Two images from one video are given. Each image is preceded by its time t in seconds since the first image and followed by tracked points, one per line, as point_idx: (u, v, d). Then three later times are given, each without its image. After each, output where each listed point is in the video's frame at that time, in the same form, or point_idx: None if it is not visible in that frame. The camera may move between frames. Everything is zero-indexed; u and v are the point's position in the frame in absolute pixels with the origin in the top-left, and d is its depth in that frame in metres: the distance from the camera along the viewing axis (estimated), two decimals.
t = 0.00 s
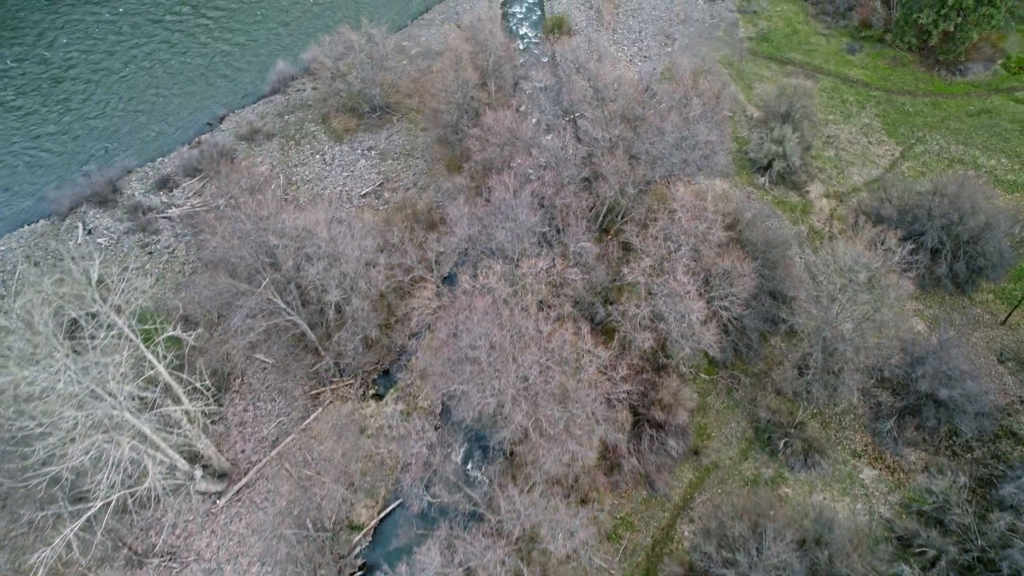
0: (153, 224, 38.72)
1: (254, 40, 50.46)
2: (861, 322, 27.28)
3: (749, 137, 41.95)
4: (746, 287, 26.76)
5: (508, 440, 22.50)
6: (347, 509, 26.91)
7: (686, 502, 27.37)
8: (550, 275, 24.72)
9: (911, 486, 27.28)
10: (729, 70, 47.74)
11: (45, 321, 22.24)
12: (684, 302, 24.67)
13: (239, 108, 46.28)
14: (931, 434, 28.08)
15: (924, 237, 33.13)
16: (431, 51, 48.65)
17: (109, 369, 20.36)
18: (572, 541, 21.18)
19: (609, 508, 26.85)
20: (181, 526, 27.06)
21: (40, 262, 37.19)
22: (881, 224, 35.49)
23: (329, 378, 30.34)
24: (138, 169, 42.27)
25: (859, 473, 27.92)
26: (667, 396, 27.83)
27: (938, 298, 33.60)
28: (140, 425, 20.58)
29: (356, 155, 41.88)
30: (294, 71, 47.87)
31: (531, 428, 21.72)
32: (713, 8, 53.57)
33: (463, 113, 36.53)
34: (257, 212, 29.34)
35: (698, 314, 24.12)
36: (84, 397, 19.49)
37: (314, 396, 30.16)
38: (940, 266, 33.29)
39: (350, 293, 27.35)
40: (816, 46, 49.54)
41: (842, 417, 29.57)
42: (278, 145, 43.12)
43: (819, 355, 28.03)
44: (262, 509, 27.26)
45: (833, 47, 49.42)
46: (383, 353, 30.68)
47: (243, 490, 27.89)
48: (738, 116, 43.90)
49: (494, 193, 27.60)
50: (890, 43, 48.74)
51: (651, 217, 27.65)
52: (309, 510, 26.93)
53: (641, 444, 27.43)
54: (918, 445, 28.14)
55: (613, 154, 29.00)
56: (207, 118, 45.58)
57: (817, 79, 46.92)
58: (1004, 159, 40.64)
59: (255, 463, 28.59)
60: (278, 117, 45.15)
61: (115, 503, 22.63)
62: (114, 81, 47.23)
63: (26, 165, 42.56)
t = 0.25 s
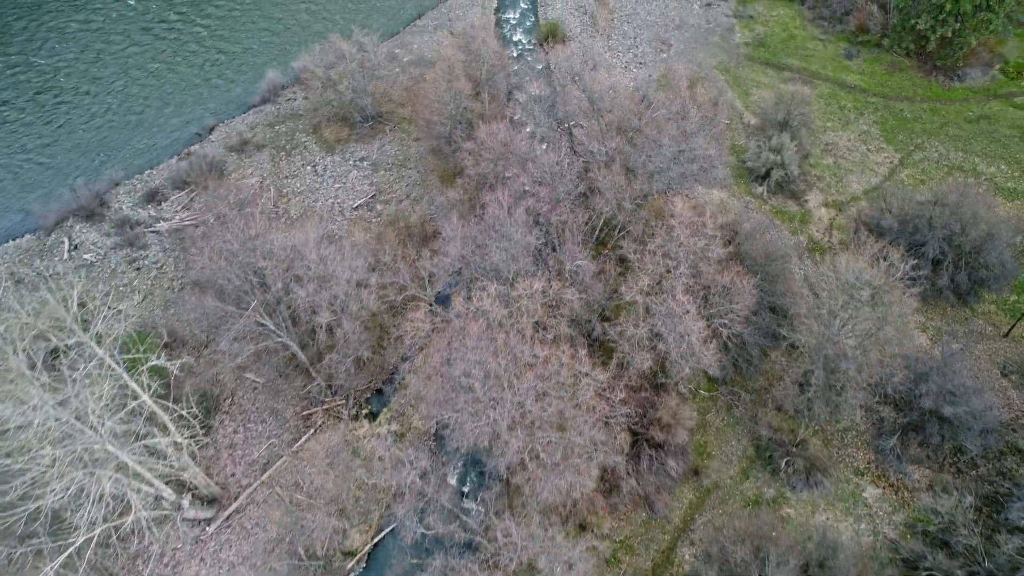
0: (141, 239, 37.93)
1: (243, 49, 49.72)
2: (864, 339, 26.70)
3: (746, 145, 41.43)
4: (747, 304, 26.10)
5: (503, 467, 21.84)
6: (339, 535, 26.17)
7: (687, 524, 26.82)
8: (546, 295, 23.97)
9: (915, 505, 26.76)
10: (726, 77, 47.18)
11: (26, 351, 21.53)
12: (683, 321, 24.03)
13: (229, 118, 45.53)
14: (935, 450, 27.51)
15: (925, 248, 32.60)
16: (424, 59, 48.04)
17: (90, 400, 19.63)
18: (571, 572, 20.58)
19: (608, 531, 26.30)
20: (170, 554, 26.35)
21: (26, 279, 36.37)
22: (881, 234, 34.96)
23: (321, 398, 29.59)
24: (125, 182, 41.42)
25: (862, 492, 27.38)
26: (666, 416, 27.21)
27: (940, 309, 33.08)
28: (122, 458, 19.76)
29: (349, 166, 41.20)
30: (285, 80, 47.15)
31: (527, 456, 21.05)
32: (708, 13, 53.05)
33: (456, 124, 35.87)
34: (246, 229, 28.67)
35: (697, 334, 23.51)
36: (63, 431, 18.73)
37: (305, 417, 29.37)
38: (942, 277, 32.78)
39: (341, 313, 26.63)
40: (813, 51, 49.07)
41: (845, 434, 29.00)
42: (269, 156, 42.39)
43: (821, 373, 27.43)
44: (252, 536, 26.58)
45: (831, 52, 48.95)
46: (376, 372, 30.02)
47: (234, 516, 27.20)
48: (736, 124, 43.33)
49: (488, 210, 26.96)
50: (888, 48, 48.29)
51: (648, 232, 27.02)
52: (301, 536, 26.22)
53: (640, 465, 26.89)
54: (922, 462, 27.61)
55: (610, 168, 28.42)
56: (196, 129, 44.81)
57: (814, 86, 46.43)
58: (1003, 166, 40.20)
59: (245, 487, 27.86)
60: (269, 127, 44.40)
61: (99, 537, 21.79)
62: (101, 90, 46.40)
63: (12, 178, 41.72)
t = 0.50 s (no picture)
0: (128, 253, 37.04)
1: (234, 58, 49.06)
2: (865, 356, 26.22)
3: (743, 154, 40.94)
4: (747, 323, 25.61)
5: (499, 496, 21.21)
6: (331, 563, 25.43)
7: (688, 546, 26.24)
8: (542, 316, 23.32)
9: (919, 525, 26.25)
10: (722, 83, 46.65)
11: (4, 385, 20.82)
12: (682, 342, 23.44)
13: (218, 129, 44.77)
14: (939, 468, 26.98)
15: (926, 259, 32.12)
16: (416, 66, 47.43)
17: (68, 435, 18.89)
18: None
19: (607, 555, 25.71)
20: None
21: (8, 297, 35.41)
22: (881, 245, 34.52)
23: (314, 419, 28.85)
24: (112, 195, 40.50)
25: (866, 512, 26.85)
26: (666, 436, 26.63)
27: (941, 321, 32.62)
28: (102, 492, 18.95)
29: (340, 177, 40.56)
30: (275, 90, 46.41)
31: (524, 486, 20.44)
32: (703, 19, 52.62)
33: (449, 135, 35.24)
34: (234, 248, 27.98)
35: (697, 355, 22.93)
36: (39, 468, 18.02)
37: (297, 439, 28.62)
38: (943, 288, 32.32)
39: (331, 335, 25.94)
40: (809, 57, 48.60)
41: (847, 451, 28.49)
42: (259, 167, 41.64)
43: (823, 390, 26.91)
44: (242, 564, 25.82)
45: (827, 58, 48.49)
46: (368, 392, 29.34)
47: (224, 543, 26.42)
48: (732, 131, 42.81)
49: (481, 227, 26.34)
50: (884, 53, 47.87)
51: (645, 249, 26.44)
52: (292, 565, 25.49)
53: (640, 486, 26.26)
54: (926, 480, 27.08)
55: (606, 183, 27.85)
56: (185, 140, 44.02)
57: (811, 92, 45.99)
58: (1003, 173, 39.79)
59: (235, 513, 27.08)
60: (259, 137, 43.64)
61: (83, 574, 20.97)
62: (88, 101, 45.56)
63: None
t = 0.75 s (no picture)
0: (115, 269, 36.12)
1: (223, 66, 48.27)
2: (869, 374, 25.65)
3: (741, 162, 40.45)
4: (747, 342, 25.07)
5: (495, 528, 20.57)
6: None
7: (688, 570, 25.71)
8: (539, 338, 22.52)
9: (924, 545, 25.78)
10: (718, 89, 46.10)
11: None
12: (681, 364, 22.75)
13: (207, 140, 43.96)
14: (943, 486, 26.47)
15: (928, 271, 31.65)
16: (408, 75, 46.81)
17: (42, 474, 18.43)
18: None
19: None
20: None
21: None
22: (881, 256, 34.07)
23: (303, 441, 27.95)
24: (98, 210, 39.62)
25: (869, 533, 26.35)
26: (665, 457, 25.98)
27: (942, 333, 32.16)
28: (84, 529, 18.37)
29: (332, 189, 39.90)
30: (264, 99, 45.66)
31: (521, 519, 19.82)
32: (698, 23, 52.11)
33: (442, 147, 34.64)
34: (222, 268, 27.29)
35: (697, 377, 22.35)
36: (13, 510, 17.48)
37: (287, 462, 27.80)
38: (944, 300, 31.85)
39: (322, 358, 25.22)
40: (805, 62, 48.09)
41: (849, 469, 27.97)
42: (248, 180, 40.88)
43: (825, 410, 26.36)
44: None
45: (824, 63, 48.00)
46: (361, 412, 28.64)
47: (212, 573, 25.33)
48: (729, 139, 42.27)
49: (475, 245, 25.73)
50: (882, 58, 47.43)
51: (642, 266, 25.83)
52: None
53: (640, 508, 25.69)
54: (931, 499, 26.56)
55: (602, 198, 27.29)
56: (172, 152, 43.18)
57: (808, 98, 45.50)
58: (1002, 180, 39.38)
59: (224, 541, 26.15)
60: (248, 148, 42.87)
61: None
62: (74, 111, 44.71)
63: None
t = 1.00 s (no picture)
0: (101, 286, 35.31)
1: (212, 75, 47.50)
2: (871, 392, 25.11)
3: (738, 171, 39.98)
4: (748, 362, 24.53)
5: (491, 560, 19.95)
6: None
7: None
8: (535, 363, 21.97)
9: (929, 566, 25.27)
10: (714, 96, 45.57)
11: None
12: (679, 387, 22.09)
13: (195, 151, 43.17)
14: (948, 504, 25.96)
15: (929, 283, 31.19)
16: (400, 83, 46.16)
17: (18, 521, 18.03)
18: None
19: None
20: None
21: None
22: (881, 267, 33.60)
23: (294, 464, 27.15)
24: (84, 224, 38.77)
25: (873, 554, 25.84)
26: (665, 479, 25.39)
27: (945, 345, 31.68)
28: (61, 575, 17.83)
29: (324, 202, 39.29)
30: (254, 109, 44.92)
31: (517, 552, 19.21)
32: (693, 28, 51.60)
33: (435, 160, 34.08)
34: (209, 288, 26.65)
35: (697, 401, 21.78)
36: None
37: (278, 485, 26.99)
38: (946, 312, 31.38)
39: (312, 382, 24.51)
40: (802, 68, 47.63)
41: (852, 487, 27.42)
42: (238, 192, 40.14)
43: (824, 430, 25.73)
44: None
45: (820, 69, 47.56)
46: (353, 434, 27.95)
47: None
48: (726, 147, 41.74)
49: (468, 264, 25.13)
50: (878, 63, 47.01)
51: (640, 284, 25.24)
52: None
53: (641, 531, 25.09)
54: (936, 519, 26.04)
55: (598, 214, 26.72)
56: (160, 164, 42.41)
57: (805, 104, 45.05)
58: (1001, 187, 38.98)
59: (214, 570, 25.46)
60: (237, 160, 42.10)
61: None
62: (60, 122, 43.87)
63: None
